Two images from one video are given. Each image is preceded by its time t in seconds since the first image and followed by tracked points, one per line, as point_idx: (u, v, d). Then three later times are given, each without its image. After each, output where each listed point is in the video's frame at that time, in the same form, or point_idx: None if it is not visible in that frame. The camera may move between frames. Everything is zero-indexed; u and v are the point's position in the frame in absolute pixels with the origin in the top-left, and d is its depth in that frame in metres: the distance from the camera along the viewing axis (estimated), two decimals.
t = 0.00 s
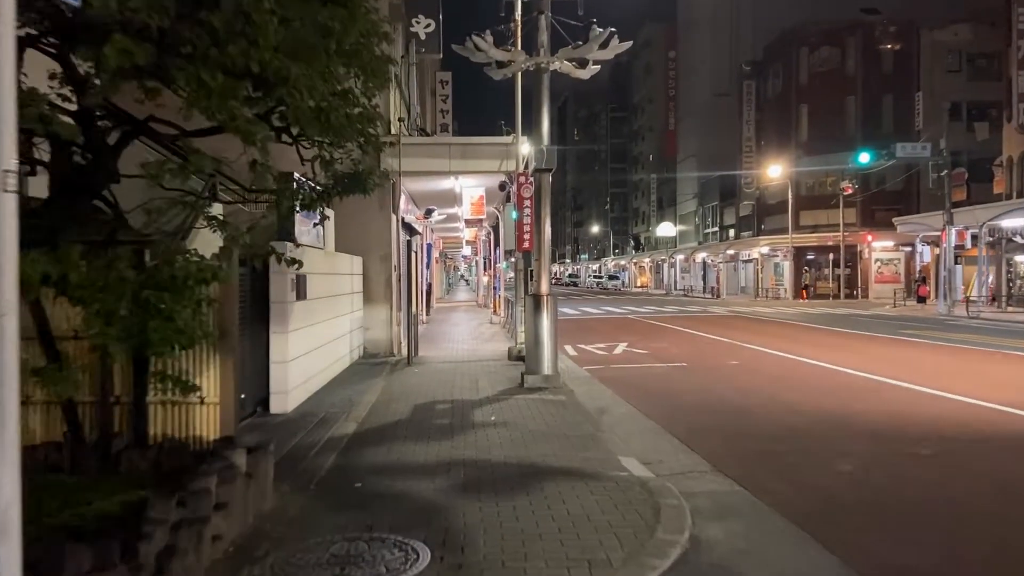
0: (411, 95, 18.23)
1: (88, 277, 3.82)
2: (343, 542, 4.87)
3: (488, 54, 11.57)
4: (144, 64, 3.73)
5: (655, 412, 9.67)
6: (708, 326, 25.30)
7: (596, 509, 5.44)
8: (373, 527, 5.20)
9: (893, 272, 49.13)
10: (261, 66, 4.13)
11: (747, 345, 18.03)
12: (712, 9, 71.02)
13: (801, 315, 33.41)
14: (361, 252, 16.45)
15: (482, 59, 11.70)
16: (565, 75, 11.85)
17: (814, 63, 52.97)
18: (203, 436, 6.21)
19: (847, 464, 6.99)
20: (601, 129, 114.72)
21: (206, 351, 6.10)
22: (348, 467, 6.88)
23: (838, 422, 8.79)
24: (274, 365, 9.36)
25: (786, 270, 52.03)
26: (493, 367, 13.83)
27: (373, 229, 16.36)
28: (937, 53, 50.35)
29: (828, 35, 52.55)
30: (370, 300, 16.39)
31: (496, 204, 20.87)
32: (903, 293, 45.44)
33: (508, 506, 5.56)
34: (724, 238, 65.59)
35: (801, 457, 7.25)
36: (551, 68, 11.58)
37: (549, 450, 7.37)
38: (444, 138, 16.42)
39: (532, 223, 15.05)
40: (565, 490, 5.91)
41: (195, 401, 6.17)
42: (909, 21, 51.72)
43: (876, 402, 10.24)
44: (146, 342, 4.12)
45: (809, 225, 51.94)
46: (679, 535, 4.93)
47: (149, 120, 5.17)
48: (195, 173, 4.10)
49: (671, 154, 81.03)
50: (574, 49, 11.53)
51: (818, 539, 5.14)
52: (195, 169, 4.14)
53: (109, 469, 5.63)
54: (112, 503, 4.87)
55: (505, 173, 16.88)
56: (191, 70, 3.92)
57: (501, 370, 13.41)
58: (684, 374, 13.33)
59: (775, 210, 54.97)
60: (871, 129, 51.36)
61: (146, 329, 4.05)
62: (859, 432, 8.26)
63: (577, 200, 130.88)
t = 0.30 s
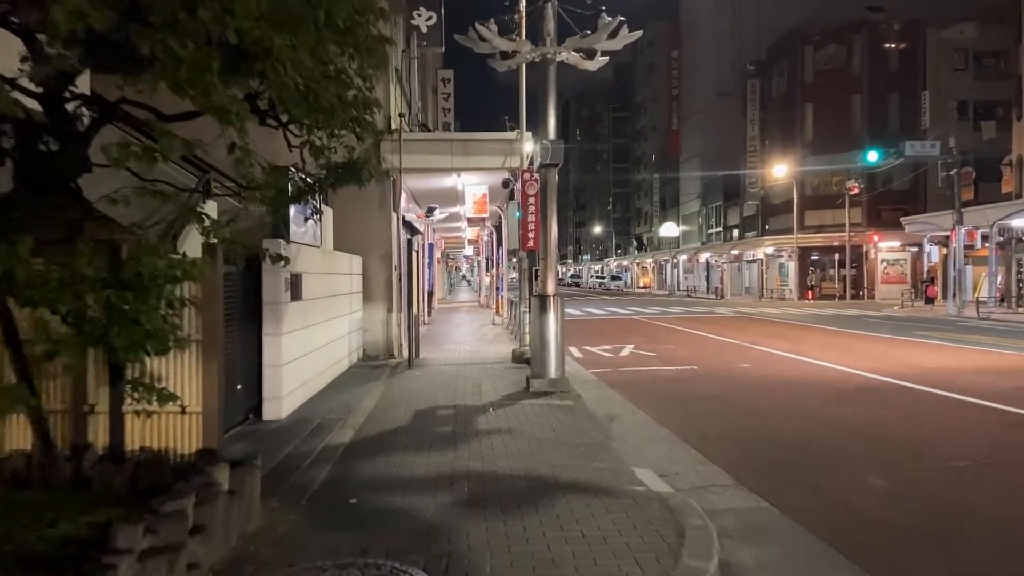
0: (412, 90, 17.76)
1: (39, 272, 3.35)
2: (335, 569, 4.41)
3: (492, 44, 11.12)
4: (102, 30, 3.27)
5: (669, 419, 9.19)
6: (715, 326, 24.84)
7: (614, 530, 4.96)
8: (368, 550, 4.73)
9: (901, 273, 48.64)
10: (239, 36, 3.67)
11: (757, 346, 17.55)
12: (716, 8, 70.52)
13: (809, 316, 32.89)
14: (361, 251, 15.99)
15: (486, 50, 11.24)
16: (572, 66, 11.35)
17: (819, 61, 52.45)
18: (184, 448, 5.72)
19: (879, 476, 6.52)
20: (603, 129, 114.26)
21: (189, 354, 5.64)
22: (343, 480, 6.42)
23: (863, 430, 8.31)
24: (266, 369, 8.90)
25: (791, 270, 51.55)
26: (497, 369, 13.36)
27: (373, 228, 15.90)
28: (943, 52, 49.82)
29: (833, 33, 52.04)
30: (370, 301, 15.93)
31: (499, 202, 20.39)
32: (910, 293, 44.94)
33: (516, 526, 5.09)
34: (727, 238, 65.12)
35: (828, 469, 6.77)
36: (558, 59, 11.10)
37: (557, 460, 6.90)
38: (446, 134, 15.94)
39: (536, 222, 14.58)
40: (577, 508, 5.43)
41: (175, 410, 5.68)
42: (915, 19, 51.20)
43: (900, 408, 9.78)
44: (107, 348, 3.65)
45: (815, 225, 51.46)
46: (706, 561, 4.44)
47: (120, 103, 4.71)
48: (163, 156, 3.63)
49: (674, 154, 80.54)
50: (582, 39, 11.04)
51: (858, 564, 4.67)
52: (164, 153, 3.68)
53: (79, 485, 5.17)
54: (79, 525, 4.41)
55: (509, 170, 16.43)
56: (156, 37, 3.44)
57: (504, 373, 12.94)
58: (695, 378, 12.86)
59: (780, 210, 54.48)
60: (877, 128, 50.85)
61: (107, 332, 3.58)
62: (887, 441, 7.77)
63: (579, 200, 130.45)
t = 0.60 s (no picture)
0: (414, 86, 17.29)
1: None
2: None
3: (498, 35, 10.66)
4: None
5: (685, 430, 8.71)
6: (723, 328, 24.37)
7: (638, 561, 4.49)
8: None
9: (908, 274, 48.09)
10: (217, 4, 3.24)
11: (769, 350, 17.06)
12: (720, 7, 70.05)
13: (816, 318, 32.38)
14: (361, 252, 15.53)
15: (491, 41, 10.77)
16: (581, 59, 10.87)
17: (825, 60, 51.92)
18: (164, 467, 5.30)
19: (920, 497, 6.03)
20: (606, 129, 113.77)
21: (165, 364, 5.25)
22: (339, 500, 5.95)
23: (895, 444, 7.82)
24: (260, 376, 8.43)
25: (797, 271, 51.03)
26: (503, 375, 12.87)
27: (374, 229, 15.45)
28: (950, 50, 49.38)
29: (839, 32, 51.53)
30: (370, 305, 15.47)
31: (504, 202, 19.91)
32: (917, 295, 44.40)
33: (529, 555, 4.62)
34: (732, 239, 64.62)
35: (863, 489, 6.28)
36: (566, 51, 10.62)
37: (569, 477, 6.44)
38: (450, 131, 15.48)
39: (542, 221, 14.11)
40: (595, 534, 4.96)
41: (155, 427, 5.27)
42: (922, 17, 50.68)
43: (927, 419, 9.29)
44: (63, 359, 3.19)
45: (821, 226, 50.96)
46: None
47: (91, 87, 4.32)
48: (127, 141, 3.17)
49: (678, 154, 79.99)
50: (592, 30, 10.55)
51: None
52: (128, 138, 3.20)
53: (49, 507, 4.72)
54: (42, 559, 3.95)
55: (514, 169, 15.96)
56: (115, 4, 2.96)
57: (510, 378, 12.45)
58: (708, 384, 12.38)
59: (786, 210, 53.99)
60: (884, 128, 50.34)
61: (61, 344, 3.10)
62: (923, 457, 7.26)
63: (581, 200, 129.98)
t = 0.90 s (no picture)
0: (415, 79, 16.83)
1: None
2: None
3: (502, 22, 10.20)
4: None
5: (700, 437, 8.23)
6: (730, 328, 23.89)
7: None
8: None
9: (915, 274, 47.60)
10: None
11: (781, 351, 16.59)
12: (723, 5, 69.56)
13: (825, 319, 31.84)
14: (360, 250, 15.06)
15: (495, 29, 10.32)
16: (588, 47, 10.41)
17: (831, 57, 51.40)
18: (136, 480, 4.88)
19: (962, 512, 5.54)
20: (609, 129, 113.28)
21: (134, 369, 4.76)
22: (330, 515, 5.49)
23: (927, 452, 7.33)
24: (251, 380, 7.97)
25: (803, 271, 50.49)
26: (506, 377, 12.40)
27: (373, 227, 14.98)
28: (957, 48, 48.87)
29: (845, 29, 51.01)
30: (371, 305, 14.99)
31: (507, 200, 19.43)
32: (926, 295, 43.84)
33: None
34: (736, 239, 64.10)
35: (898, 503, 5.80)
36: (572, 39, 10.16)
37: (577, 488, 6.01)
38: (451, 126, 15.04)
39: (548, 218, 13.63)
40: (610, 555, 4.50)
41: (126, 437, 4.85)
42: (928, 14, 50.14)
43: (956, 423, 8.81)
44: None
45: (827, 226, 50.45)
46: None
47: (68, 51, 4.20)
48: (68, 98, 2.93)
49: (681, 153, 79.47)
50: (600, 16, 10.08)
51: None
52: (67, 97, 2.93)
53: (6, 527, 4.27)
54: None
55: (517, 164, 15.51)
56: None
57: (514, 381, 11.97)
58: (720, 387, 11.91)
59: (791, 210, 53.47)
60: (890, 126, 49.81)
61: None
62: (958, 466, 6.79)
63: (584, 201, 129.47)
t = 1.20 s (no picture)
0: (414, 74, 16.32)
1: None
2: None
3: (503, 9, 9.69)
4: None
5: (716, 451, 7.70)
6: (736, 331, 23.38)
7: None
8: None
9: (922, 275, 46.93)
10: None
11: (791, 355, 16.08)
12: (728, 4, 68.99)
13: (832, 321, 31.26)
14: (357, 251, 14.54)
15: (496, 17, 9.81)
16: (594, 37, 9.90)
17: (837, 56, 50.82)
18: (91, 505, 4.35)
19: (1012, 539, 5.01)
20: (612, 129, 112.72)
21: (89, 382, 4.25)
22: (315, 543, 4.97)
23: (963, 470, 6.79)
24: (236, 389, 7.47)
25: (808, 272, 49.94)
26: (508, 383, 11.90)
27: (370, 227, 14.49)
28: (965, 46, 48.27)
29: (851, 28, 50.43)
30: (368, 307, 14.49)
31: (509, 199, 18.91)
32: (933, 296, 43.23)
33: None
34: (741, 240, 63.52)
35: (941, 528, 5.26)
36: (578, 28, 9.65)
37: (586, 512, 5.50)
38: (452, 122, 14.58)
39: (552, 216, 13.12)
40: None
41: (80, 459, 4.31)
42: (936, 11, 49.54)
43: (986, 435, 8.31)
44: None
45: (832, 226, 49.89)
46: None
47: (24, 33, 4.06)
48: None
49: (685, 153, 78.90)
50: (606, 3, 9.57)
51: None
52: None
53: None
54: None
55: (519, 163, 15.03)
56: None
57: (516, 387, 11.44)
58: (732, 393, 11.41)
59: (797, 210, 52.89)
60: (897, 125, 49.23)
61: None
62: (1000, 486, 6.24)
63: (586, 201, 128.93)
